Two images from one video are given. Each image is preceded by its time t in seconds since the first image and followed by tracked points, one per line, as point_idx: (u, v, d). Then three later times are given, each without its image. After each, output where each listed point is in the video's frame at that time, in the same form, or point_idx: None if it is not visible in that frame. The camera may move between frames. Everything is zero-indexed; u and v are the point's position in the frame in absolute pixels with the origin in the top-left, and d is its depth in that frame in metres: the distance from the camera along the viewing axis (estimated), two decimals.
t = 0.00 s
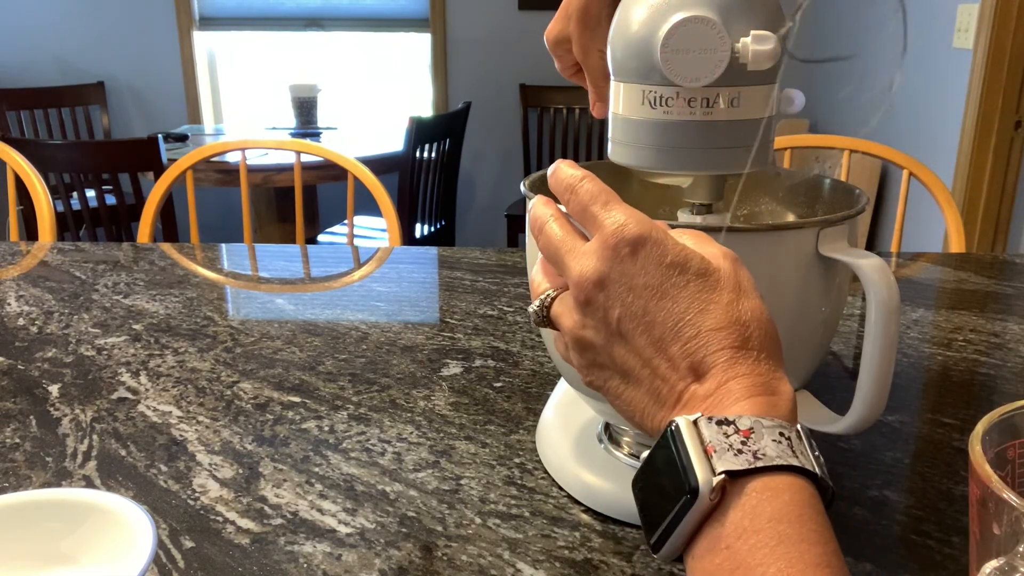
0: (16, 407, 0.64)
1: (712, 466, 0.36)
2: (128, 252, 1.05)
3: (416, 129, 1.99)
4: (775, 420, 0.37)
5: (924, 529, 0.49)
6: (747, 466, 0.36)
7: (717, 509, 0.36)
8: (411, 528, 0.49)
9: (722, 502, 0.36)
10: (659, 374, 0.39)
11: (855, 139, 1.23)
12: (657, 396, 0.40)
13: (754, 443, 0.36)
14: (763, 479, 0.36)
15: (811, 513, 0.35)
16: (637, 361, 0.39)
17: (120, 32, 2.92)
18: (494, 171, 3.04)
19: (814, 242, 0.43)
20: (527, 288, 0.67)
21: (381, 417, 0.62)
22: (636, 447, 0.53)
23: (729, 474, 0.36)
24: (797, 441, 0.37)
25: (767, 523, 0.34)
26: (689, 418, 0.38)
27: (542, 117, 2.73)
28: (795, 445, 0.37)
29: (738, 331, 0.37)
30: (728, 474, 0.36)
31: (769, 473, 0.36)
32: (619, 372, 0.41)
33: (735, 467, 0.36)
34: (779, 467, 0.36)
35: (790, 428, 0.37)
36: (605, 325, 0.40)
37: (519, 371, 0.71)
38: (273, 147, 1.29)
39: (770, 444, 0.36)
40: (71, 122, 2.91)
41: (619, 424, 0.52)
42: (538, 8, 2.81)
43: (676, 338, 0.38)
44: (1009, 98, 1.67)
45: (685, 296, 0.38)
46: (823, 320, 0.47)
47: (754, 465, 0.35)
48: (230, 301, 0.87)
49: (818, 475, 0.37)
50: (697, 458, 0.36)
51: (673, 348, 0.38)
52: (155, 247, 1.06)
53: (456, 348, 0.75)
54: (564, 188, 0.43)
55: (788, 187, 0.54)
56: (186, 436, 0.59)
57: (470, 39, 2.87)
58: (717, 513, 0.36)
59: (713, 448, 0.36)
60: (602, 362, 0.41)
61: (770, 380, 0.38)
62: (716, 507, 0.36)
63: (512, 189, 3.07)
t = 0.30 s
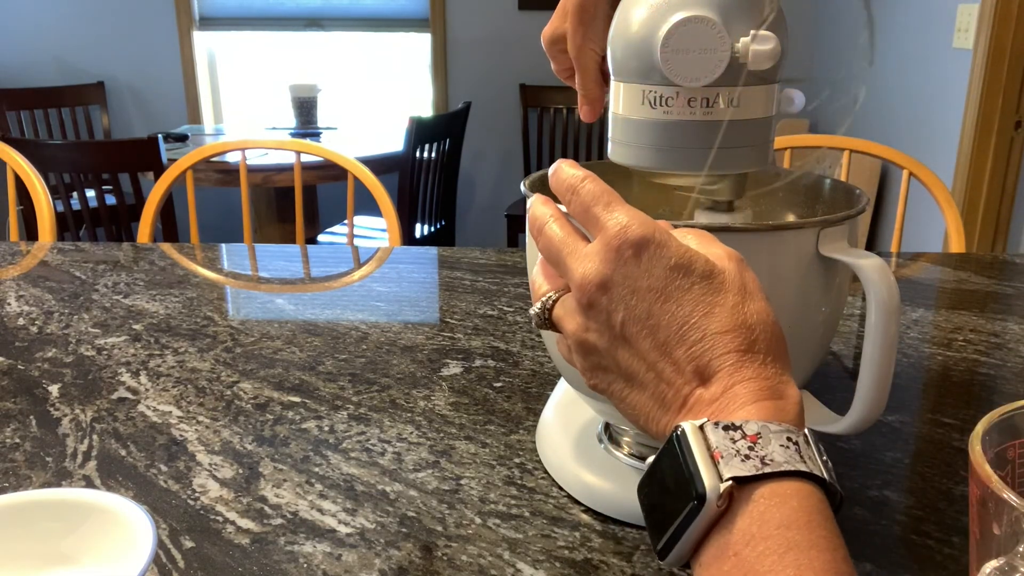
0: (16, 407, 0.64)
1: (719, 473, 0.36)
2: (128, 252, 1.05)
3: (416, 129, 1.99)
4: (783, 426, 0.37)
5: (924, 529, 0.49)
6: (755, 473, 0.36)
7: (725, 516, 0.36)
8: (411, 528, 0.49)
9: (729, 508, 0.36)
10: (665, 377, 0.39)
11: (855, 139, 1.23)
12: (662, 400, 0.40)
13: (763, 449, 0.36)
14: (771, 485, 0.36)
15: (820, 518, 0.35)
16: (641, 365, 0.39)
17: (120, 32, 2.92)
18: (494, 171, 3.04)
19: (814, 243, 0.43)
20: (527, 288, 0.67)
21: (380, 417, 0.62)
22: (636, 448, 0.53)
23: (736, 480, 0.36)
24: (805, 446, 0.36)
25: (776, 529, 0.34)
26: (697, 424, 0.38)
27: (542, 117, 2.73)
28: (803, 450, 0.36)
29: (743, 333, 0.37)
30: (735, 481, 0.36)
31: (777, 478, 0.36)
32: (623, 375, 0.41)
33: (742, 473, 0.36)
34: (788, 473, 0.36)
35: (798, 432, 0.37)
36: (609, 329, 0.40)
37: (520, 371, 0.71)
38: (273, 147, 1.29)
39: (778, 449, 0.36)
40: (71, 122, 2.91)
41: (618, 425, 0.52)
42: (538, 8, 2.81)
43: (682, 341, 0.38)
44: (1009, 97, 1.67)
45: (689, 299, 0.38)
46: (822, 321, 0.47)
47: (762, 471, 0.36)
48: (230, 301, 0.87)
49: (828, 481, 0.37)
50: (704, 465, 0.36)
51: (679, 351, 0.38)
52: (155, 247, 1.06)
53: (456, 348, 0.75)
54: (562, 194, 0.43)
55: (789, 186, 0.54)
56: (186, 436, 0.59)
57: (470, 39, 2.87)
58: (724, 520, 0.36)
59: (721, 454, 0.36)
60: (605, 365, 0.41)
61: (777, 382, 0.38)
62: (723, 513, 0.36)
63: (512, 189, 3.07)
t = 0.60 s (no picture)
0: (16, 407, 0.64)
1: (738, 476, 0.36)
2: (128, 252, 1.05)
3: (416, 129, 1.99)
4: (798, 424, 0.37)
5: (924, 529, 0.49)
6: (774, 476, 0.35)
7: (741, 520, 0.36)
8: (411, 528, 0.49)
9: (747, 512, 0.36)
10: (674, 374, 0.39)
11: (854, 139, 1.23)
12: (670, 397, 0.40)
13: (780, 450, 0.36)
14: (790, 489, 0.36)
15: (841, 524, 0.35)
16: (648, 361, 0.40)
17: (120, 32, 2.92)
18: (494, 171, 3.04)
19: (814, 243, 0.43)
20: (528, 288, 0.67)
21: (381, 417, 0.62)
22: (637, 448, 0.53)
23: (755, 483, 0.36)
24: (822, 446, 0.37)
25: (798, 535, 0.34)
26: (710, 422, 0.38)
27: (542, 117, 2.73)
28: (820, 452, 0.37)
29: (754, 329, 0.37)
30: (753, 484, 0.35)
31: (796, 480, 0.36)
32: (629, 373, 0.41)
33: (760, 476, 0.35)
34: (807, 476, 0.36)
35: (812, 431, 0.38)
36: (615, 324, 0.40)
37: (520, 371, 0.71)
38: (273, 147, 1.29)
39: (795, 449, 0.36)
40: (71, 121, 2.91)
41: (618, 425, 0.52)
42: (538, 8, 2.81)
43: (692, 337, 0.38)
44: (1009, 97, 1.67)
45: (700, 294, 0.38)
46: (821, 321, 0.47)
47: (781, 474, 0.35)
48: (230, 301, 0.87)
49: (845, 482, 0.37)
50: (721, 468, 0.36)
51: (689, 347, 0.38)
52: (156, 247, 1.06)
53: (456, 348, 0.75)
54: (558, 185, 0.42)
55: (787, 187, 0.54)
56: (186, 436, 0.59)
57: (470, 39, 2.87)
58: (742, 523, 0.36)
59: (737, 455, 0.36)
60: (610, 362, 0.41)
61: (786, 377, 0.38)
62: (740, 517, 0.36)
63: (512, 188, 3.07)
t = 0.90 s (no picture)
0: (16, 407, 0.64)
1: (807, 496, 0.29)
2: (127, 252, 1.05)
3: (416, 129, 1.99)
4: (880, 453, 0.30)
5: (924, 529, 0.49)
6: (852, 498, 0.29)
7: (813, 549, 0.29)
8: (411, 528, 0.49)
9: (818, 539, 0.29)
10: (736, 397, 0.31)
11: (854, 139, 1.23)
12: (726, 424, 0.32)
13: (862, 473, 0.29)
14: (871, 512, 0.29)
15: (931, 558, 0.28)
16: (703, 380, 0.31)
17: (121, 32, 2.92)
18: (494, 171, 3.04)
19: (814, 242, 0.42)
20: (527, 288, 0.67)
21: (381, 417, 0.62)
22: (637, 447, 0.52)
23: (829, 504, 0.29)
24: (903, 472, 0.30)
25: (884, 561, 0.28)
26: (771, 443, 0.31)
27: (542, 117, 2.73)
28: (901, 477, 0.30)
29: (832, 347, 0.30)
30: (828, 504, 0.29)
31: (876, 506, 0.29)
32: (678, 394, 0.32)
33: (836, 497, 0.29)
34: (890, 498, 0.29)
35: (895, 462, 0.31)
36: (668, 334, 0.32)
37: (520, 371, 0.71)
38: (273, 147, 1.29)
39: (875, 473, 0.29)
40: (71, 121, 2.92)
41: (618, 425, 0.52)
42: (538, 8, 2.81)
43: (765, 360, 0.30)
44: (1009, 97, 1.67)
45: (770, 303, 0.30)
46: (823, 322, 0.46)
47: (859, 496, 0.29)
48: (230, 301, 0.87)
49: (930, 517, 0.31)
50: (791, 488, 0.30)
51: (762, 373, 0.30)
52: (156, 247, 1.06)
53: (456, 348, 0.75)
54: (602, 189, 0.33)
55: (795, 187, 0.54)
56: (186, 436, 0.59)
57: (471, 39, 2.86)
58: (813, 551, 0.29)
59: (812, 475, 0.29)
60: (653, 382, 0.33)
61: (867, 404, 0.31)
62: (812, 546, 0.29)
63: (512, 189, 3.07)
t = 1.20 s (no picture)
0: (16, 407, 0.64)
1: None
2: (127, 252, 1.05)
3: (416, 129, 1.99)
4: None
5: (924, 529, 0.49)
6: None
7: None
8: (411, 528, 0.49)
9: None
10: None
11: (854, 139, 1.23)
12: None
13: None
14: None
15: None
16: None
17: (121, 31, 2.92)
18: (494, 171, 3.04)
19: (813, 243, 0.42)
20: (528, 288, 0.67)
21: (381, 417, 0.62)
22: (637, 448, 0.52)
23: None
24: None
25: None
26: None
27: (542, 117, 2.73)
28: None
29: None
30: None
31: None
32: None
33: None
34: None
35: None
36: None
37: (520, 371, 0.71)
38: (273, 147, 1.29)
39: None
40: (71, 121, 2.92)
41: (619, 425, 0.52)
42: (538, 8, 2.81)
43: None
44: (1009, 97, 1.67)
45: None
46: (822, 322, 0.46)
47: None
48: (230, 301, 0.87)
49: None
50: None
51: None
52: (155, 247, 1.06)
53: (456, 348, 0.75)
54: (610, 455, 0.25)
55: (792, 187, 0.54)
56: (186, 436, 0.59)
57: (471, 39, 2.86)
58: None
59: None
60: None
61: None
62: None
63: (512, 189, 3.07)
